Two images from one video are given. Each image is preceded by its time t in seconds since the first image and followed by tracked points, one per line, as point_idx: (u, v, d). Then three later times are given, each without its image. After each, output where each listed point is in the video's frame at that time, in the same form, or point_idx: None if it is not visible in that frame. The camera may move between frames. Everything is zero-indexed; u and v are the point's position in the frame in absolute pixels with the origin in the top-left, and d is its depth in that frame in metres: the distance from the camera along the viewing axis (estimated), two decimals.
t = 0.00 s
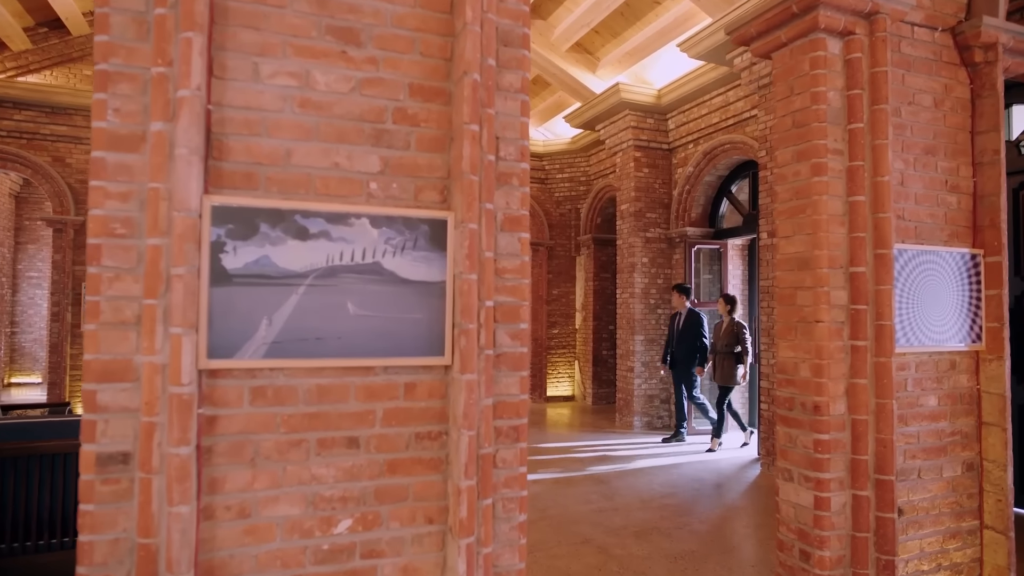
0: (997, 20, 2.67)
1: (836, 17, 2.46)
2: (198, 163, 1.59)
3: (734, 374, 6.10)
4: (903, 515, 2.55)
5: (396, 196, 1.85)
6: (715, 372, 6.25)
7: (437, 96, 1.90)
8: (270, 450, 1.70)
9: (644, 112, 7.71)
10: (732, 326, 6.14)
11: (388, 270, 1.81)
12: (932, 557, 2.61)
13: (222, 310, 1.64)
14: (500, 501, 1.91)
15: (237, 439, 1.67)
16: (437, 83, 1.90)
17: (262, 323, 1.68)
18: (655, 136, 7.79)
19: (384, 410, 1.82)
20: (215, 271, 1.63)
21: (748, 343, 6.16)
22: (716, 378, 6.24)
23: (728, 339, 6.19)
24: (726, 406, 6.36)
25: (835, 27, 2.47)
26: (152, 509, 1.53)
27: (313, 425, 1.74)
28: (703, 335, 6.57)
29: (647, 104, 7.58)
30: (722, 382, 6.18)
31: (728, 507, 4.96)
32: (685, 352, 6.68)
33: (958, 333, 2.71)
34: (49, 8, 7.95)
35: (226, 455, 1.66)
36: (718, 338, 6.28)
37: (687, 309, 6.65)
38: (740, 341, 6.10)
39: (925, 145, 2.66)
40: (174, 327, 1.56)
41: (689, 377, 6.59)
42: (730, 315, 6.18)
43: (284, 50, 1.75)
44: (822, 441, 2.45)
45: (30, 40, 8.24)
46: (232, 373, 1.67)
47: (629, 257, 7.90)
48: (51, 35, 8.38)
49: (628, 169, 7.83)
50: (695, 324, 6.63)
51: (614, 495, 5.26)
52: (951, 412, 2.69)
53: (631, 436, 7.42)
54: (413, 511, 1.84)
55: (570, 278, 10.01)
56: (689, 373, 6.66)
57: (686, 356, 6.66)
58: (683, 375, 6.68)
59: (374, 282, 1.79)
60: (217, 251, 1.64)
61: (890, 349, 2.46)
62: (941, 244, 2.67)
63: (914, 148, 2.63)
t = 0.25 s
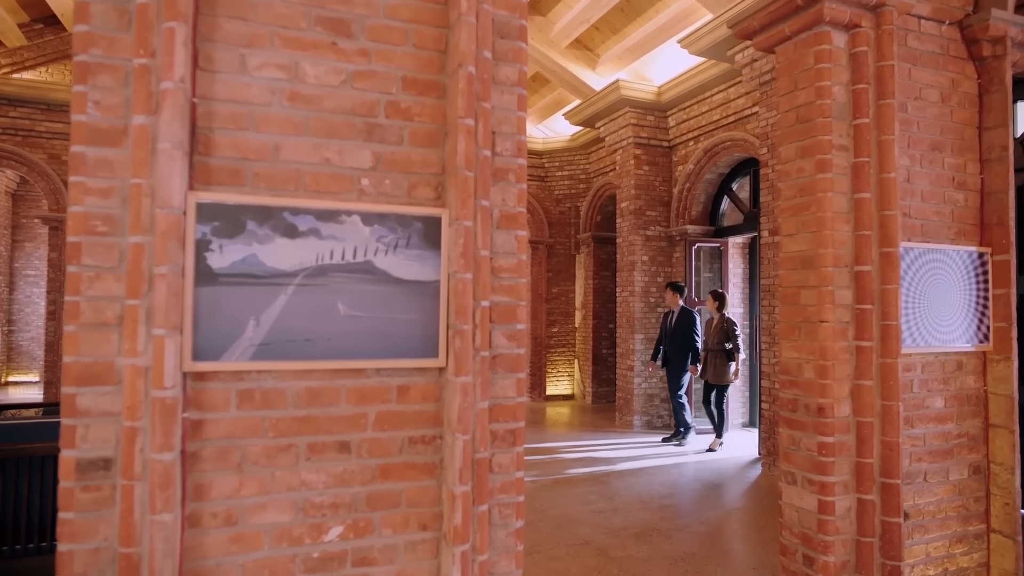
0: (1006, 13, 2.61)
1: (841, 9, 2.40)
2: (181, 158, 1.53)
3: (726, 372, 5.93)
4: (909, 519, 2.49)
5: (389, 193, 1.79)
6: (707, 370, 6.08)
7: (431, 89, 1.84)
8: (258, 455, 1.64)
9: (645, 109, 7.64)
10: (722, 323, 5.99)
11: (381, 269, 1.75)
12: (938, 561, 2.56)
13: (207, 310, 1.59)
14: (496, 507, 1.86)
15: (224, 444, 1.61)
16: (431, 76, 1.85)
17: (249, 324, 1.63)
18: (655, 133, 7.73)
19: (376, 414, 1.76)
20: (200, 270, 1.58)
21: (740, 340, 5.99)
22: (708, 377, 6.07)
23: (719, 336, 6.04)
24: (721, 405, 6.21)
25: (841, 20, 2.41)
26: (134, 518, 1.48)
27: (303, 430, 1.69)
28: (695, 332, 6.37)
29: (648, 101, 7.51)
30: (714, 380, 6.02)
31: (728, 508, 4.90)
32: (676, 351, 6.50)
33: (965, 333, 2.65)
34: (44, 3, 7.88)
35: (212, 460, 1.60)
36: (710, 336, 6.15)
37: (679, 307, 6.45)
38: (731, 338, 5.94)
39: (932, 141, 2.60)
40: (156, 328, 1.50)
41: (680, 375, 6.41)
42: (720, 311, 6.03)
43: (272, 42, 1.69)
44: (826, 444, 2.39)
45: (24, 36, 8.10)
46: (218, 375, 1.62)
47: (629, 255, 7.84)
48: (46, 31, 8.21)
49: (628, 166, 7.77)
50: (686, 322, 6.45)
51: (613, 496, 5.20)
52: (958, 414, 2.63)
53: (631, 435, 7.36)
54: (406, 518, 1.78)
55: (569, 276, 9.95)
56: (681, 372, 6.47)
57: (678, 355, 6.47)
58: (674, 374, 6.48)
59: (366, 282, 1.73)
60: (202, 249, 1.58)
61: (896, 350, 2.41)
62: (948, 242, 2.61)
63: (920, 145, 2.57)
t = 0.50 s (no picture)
0: (1015, 6, 2.55)
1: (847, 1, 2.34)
2: (164, 153, 1.47)
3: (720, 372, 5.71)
4: (915, 523, 2.44)
5: (382, 190, 1.73)
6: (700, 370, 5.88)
7: (425, 82, 1.79)
8: (246, 460, 1.59)
9: (645, 106, 7.58)
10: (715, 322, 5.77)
11: (373, 268, 1.69)
12: (944, 566, 2.51)
13: (193, 311, 1.53)
14: (492, 513, 1.80)
15: (210, 449, 1.56)
16: (425, 69, 1.79)
17: (236, 325, 1.57)
18: (655, 130, 7.67)
19: (369, 418, 1.71)
20: (185, 270, 1.53)
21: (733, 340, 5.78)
22: (701, 377, 5.85)
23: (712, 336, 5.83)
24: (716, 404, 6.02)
25: (846, 12, 2.35)
26: (115, 527, 1.42)
27: (293, 434, 1.63)
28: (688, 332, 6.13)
29: (648, 98, 7.44)
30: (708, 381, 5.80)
31: (730, 509, 4.85)
32: (668, 350, 6.30)
33: (972, 333, 2.60)
34: None
35: (198, 466, 1.55)
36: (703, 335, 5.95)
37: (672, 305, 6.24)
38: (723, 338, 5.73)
39: (939, 137, 2.54)
40: (139, 330, 1.44)
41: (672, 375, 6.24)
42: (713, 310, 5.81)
43: (261, 33, 1.64)
44: (830, 447, 2.34)
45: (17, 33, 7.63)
46: (204, 379, 1.56)
47: (629, 253, 7.78)
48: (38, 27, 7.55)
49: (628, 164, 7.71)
50: (679, 321, 6.24)
51: (613, 496, 5.15)
52: (964, 416, 2.58)
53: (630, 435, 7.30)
54: (400, 524, 1.73)
55: (569, 274, 9.89)
56: (675, 372, 6.27)
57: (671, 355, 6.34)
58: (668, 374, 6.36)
59: (358, 281, 1.68)
60: (187, 248, 1.53)
61: (902, 350, 2.35)
62: (955, 240, 2.56)
63: (927, 141, 2.51)
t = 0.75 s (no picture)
0: None
1: None
2: (142, 147, 1.40)
3: (706, 375, 5.43)
4: (922, 528, 2.37)
5: (372, 186, 1.67)
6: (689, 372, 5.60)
7: (417, 74, 1.72)
8: (230, 467, 1.53)
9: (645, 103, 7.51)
10: (704, 321, 5.51)
11: (362, 267, 1.63)
12: (952, 572, 2.44)
13: (173, 312, 1.47)
14: (487, 521, 1.74)
15: (193, 456, 1.50)
16: (417, 60, 1.72)
17: (219, 327, 1.51)
18: (655, 127, 7.60)
19: (358, 423, 1.64)
20: (166, 269, 1.46)
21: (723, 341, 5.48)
22: (687, 379, 5.57)
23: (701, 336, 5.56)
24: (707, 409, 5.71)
25: (853, 3, 2.28)
26: (91, 538, 1.36)
27: (279, 440, 1.57)
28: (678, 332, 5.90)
29: (648, 94, 7.37)
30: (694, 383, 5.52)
31: (730, 511, 4.78)
32: (659, 350, 6.13)
33: (980, 333, 2.53)
34: None
35: (178, 474, 1.48)
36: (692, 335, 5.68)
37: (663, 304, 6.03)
38: (712, 338, 5.47)
39: (947, 133, 2.48)
40: (114, 332, 1.37)
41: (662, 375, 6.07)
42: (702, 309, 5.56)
43: (245, 21, 1.57)
44: (836, 450, 2.28)
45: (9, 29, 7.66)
46: (184, 383, 1.50)
47: (629, 251, 7.71)
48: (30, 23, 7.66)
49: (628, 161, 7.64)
50: (670, 320, 6.05)
51: (613, 497, 5.08)
52: (973, 418, 2.51)
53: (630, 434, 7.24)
54: (391, 533, 1.66)
55: (569, 272, 9.83)
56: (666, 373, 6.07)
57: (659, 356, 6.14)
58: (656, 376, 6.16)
59: (346, 281, 1.61)
60: (167, 246, 1.46)
61: (909, 351, 2.29)
62: (963, 238, 2.49)
63: (935, 136, 2.44)
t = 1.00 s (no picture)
0: None
1: None
2: (119, 139, 1.34)
3: (697, 373, 5.32)
4: (929, 533, 2.31)
5: (362, 181, 1.61)
6: (678, 369, 5.49)
7: (409, 66, 1.66)
8: (213, 474, 1.47)
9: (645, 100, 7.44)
10: (695, 318, 5.41)
11: (351, 266, 1.57)
12: None
13: (153, 313, 1.41)
14: (481, 528, 1.68)
15: (174, 463, 1.44)
16: (410, 51, 1.66)
17: (201, 328, 1.45)
18: (655, 124, 7.54)
19: (347, 427, 1.59)
20: (146, 268, 1.40)
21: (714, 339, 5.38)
22: (677, 377, 5.45)
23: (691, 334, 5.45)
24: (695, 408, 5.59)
25: None
26: (66, 549, 1.30)
27: (265, 445, 1.51)
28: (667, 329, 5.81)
29: (648, 92, 7.30)
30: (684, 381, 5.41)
31: (731, 512, 4.72)
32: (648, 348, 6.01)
33: (988, 334, 2.47)
34: None
35: (159, 481, 1.43)
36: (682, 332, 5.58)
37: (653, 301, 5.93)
38: (703, 335, 5.36)
39: (954, 128, 2.42)
40: (90, 334, 1.31)
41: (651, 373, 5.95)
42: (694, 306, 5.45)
43: (231, 10, 1.51)
44: (841, 453, 2.22)
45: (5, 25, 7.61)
46: (164, 386, 1.44)
47: (628, 249, 7.65)
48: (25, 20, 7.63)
49: (628, 159, 7.58)
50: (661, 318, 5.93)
51: (612, 498, 5.02)
52: (980, 420, 2.46)
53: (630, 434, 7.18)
54: (381, 541, 1.61)
55: (568, 271, 9.77)
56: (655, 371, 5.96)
57: (648, 354, 6.03)
58: (644, 375, 6.04)
59: (335, 281, 1.55)
60: (146, 244, 1.40)
61: (916, 352, 2.24)
62: (970, 236, 2.43)
63: (942, 131, 2.38)
